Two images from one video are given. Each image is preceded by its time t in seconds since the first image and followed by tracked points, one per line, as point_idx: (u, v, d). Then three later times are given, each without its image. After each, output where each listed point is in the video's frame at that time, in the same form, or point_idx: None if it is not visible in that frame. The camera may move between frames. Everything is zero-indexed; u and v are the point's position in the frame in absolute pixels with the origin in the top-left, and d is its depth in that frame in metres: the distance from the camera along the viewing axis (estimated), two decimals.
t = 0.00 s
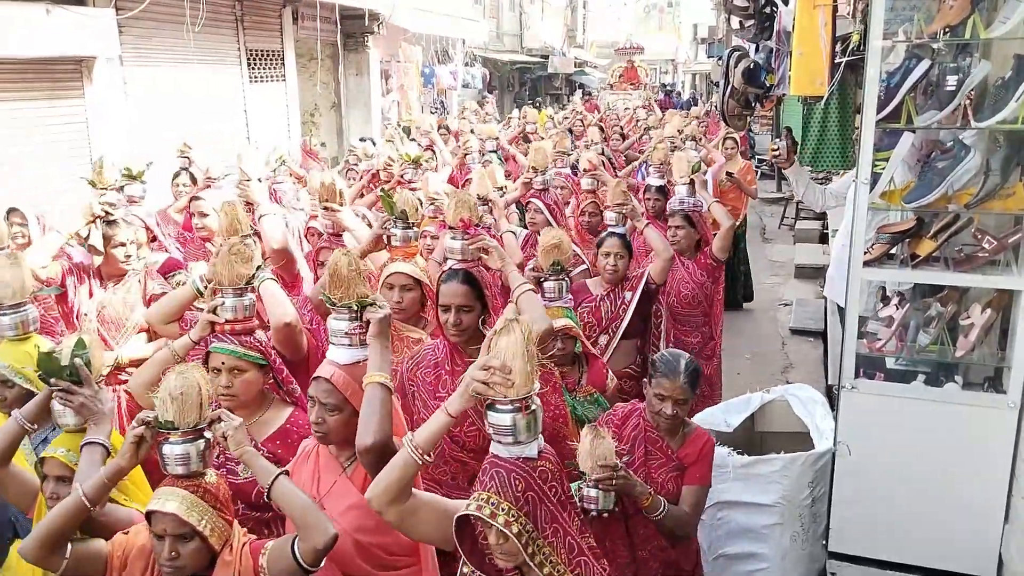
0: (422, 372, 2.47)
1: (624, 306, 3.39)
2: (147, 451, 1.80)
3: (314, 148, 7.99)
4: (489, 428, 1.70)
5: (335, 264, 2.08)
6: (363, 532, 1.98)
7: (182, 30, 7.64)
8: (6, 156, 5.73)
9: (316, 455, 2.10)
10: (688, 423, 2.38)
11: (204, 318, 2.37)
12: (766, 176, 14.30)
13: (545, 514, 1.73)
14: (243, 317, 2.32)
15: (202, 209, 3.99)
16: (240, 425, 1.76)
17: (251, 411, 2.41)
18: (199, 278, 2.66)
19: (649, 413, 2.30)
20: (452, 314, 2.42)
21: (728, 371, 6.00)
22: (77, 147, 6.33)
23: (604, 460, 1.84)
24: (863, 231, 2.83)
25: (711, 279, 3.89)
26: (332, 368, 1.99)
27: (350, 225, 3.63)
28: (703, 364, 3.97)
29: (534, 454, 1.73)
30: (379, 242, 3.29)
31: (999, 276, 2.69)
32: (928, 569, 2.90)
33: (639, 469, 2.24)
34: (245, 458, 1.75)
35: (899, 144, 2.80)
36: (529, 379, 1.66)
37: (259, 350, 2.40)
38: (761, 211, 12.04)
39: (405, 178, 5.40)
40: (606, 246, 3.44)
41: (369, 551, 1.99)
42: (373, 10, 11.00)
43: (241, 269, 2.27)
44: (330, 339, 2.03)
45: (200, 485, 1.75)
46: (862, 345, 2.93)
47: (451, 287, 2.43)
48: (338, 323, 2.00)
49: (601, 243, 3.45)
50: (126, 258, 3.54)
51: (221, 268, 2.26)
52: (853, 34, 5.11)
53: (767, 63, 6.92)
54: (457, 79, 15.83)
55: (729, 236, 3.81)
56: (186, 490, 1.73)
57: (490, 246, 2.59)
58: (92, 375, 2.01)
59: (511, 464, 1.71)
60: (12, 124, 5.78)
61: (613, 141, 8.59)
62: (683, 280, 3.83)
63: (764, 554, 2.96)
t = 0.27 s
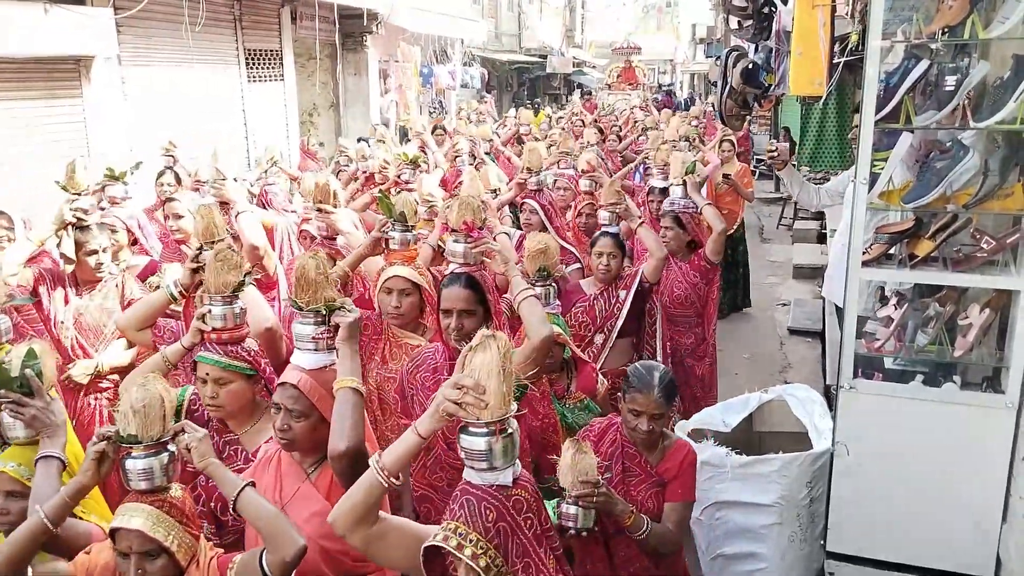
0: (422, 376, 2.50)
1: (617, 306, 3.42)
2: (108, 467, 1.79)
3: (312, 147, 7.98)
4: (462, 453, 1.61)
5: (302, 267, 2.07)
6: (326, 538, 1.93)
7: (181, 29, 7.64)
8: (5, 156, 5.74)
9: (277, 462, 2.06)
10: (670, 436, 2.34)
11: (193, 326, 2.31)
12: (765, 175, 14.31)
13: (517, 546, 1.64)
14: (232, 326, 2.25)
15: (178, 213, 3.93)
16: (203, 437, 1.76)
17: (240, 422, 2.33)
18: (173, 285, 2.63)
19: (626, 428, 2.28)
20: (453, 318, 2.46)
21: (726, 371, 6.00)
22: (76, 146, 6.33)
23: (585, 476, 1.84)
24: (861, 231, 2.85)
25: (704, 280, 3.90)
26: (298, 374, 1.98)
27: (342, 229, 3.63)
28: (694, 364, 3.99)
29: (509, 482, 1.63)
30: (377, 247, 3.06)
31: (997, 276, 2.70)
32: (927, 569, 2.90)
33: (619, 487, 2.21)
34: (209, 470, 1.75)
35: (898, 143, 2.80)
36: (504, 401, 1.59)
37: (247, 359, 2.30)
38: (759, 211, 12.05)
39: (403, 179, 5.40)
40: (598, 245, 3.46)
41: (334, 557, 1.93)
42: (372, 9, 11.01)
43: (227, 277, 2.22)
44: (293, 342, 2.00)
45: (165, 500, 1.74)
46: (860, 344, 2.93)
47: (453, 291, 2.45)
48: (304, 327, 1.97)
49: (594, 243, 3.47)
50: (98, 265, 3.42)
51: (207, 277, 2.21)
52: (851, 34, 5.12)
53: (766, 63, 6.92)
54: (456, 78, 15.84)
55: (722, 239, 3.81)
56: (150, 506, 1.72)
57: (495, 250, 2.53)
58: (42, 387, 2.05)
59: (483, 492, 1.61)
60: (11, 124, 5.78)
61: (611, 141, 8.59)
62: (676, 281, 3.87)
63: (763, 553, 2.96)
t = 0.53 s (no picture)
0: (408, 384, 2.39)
1: (614, 308, 3.42)
2: (61, 492, 1.71)
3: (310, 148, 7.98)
4: (407, 487, 1.51)
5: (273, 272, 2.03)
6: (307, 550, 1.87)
7: (179, 30, 7.64)
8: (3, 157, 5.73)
9: (252, 473, 2.00)
10: (659, 448, 2.32)
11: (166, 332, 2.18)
12: (763, 177, 14.33)
13: None
14: (207, 334, 2.16)
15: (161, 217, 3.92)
16: (159, 463, 1.70)
17: (217, 431, 2.28)
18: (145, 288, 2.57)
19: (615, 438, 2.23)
20: (443, 325, 2.34)
21: (724, 373, 6.00)
22: (74, 147, 6.32)
23: (569, 494, 1.76)
24: (860, 232, 2.85)
25: (698, 284, 3.90)
26: (274, 383, 1.90)
27: (333, 235, 3.40)
28: (685, 367, 3.97)
29: (457, 518, 1.53)
30: (371, 254, 3.05)
31: (995, 276, 2.70)
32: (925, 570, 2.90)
33: (607, 501, 2.17)
34: (164, 498, 1.68)
35: (896, 145, 2.80)
36: (453, 430, 1.49)
37: (223, 368, 2.23)
38: (757, 212, 12.07)
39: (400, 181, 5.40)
40: (594, 248, 3.47)
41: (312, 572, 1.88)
42: (370, 11, 11.02)
43: (201, 285, 2.13)
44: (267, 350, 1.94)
45: (119, 528, 1.60)
46: (858, 346, 2.93)
47: (441, 296, 2.34)
48: (277, 334, 1.91)
49: (589, 245, 3.48)
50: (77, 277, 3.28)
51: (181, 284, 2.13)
52: (849, 36, 5.13)
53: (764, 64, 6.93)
54: (455, 80, 15.85)
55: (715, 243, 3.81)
56: (103, 534, 1.57)
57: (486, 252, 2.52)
58: None
59: (429, 529, 1.52)
60: (9, 125, 5.78)
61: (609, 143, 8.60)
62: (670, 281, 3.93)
63: (762, 555, 2.96)
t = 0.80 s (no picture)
0: (382, 393, 2.34)
1: (617, 311, 3.38)
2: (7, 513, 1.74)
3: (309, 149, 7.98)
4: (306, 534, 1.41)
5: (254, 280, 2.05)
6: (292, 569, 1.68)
7: (178, 31, 7.64)
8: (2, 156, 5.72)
9: (236, 485, 1.91)
10: (661, 467, 2.32)
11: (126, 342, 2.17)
12: (761, 179, 14.34)
13: None
14: (168, 343, 2.13)
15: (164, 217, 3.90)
16: (103, 485, 1.71)
17: (178, 443, 2.25)
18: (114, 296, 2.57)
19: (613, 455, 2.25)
20: (416, 334, 2.27)
21: (723, 374, 6.00)
22: (73, 147, 6.31)
23: (558, 513, 1.75)
24: (860, 234, 2.84)
25: (693, 286, 3.94)
26: (259, 395, 1.90)
27: (320, 240, 3.36)
28: (682, 369, 3.96)
29: (360, 567, 1.40)
30: (360, 259, 3.08)
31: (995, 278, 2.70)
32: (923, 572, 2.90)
33: (602, 519, 2.23)
34: (103, 524, 1.71)
35: (896, 147, 2.81)
36: (359, 474, 1.42)
37: (184, 378, 2.20)
38: (756, 213, 12.07)
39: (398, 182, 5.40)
40: (598, 251, 3.38)
41: None
42: (370, 11, 11.01)
43: (161, 292, 2.11)
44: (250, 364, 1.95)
45: (62, 553, 1.61)
46: (857, 348, 2.94)
47: (416, 305, 2.28)
48: (260, 345, 1.93)
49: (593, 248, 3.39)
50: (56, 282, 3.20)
51: (142, 292, 2.11)
52: (848, 38, 5.13)
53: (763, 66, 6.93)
54: (455, 81, 15.85)
55: (710, 245, 3.85)
56: (45, 558, 1.59)
57: (465, 262, 2.38)
58: None
59: None
60: (7, 125, 5.77)
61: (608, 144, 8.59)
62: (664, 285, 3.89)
63: (760, 557, 2.96)
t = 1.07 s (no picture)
0: (354, 403, 2.30)
1: (625, 318, 3.30)
2: None
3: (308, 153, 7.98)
4: None
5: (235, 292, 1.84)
6: None
7: (178, 35, 7.64)
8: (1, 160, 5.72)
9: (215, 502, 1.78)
10: (668, 498, 2.18)
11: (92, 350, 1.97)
12: (761, 183, 14.36)
13: None
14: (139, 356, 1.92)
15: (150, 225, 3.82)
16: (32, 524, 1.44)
17: (142, 459, 2.02)
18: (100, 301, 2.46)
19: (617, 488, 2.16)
20: (388, 342, 2.21)
21: (723, 378, 5.99)
22: (72, 150, 6.30)
23: (555, 543, 1.61)
24: (859, 239, 2.84)
25: (689, 290, 3.95)
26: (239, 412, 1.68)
27: (305, 245, 3.16)
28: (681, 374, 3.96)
29: None
30: (336, 269, 2.92)
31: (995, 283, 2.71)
32: None
33: (602, 552, 2.14)
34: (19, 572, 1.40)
35: (895, 151, 2.79)
36: (256, 503, 1.24)
37: (155, 393, 1.98)
38: (755, 218, 12.08)
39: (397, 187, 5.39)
40: (607, 258, 3.36)
41: None
42: (370, 15, 11.02)
43: (136, 303, 1.91)
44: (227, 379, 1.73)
45: None
46: (857, 352, 2.94)
47: (389, 314, 2.23)
48: (240, 360, 1.70)
49: (603, 255, 3.37)
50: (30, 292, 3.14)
51: (114, 301, 1.90)
52: (848, 43, 5.14)
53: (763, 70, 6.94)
54: (455, 85, 15.85)
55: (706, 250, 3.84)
56: None
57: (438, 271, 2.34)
58: None
59: None
60: (7, 128, 5.77)
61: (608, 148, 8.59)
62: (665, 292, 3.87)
63: (761, 562, 2.95)
